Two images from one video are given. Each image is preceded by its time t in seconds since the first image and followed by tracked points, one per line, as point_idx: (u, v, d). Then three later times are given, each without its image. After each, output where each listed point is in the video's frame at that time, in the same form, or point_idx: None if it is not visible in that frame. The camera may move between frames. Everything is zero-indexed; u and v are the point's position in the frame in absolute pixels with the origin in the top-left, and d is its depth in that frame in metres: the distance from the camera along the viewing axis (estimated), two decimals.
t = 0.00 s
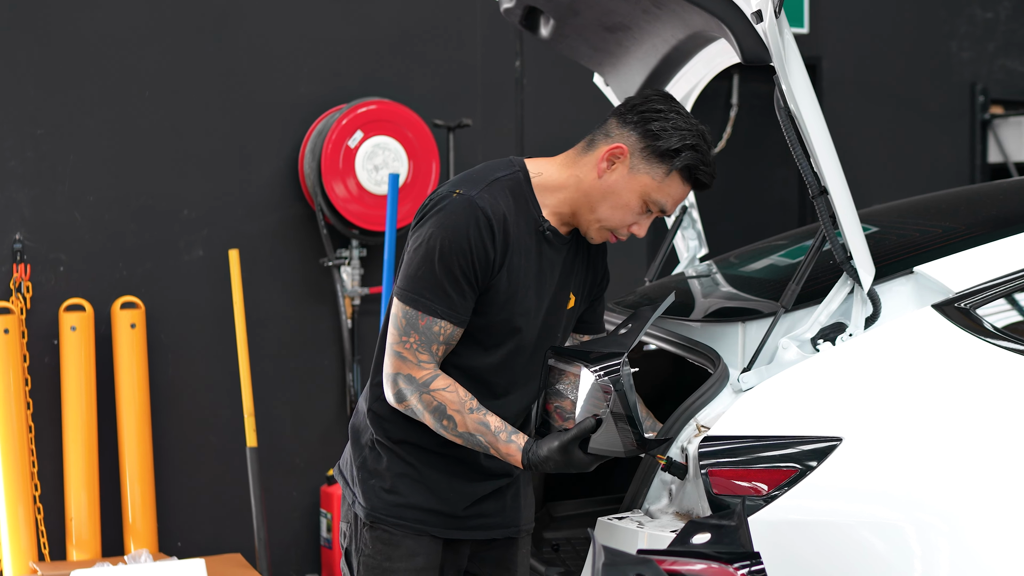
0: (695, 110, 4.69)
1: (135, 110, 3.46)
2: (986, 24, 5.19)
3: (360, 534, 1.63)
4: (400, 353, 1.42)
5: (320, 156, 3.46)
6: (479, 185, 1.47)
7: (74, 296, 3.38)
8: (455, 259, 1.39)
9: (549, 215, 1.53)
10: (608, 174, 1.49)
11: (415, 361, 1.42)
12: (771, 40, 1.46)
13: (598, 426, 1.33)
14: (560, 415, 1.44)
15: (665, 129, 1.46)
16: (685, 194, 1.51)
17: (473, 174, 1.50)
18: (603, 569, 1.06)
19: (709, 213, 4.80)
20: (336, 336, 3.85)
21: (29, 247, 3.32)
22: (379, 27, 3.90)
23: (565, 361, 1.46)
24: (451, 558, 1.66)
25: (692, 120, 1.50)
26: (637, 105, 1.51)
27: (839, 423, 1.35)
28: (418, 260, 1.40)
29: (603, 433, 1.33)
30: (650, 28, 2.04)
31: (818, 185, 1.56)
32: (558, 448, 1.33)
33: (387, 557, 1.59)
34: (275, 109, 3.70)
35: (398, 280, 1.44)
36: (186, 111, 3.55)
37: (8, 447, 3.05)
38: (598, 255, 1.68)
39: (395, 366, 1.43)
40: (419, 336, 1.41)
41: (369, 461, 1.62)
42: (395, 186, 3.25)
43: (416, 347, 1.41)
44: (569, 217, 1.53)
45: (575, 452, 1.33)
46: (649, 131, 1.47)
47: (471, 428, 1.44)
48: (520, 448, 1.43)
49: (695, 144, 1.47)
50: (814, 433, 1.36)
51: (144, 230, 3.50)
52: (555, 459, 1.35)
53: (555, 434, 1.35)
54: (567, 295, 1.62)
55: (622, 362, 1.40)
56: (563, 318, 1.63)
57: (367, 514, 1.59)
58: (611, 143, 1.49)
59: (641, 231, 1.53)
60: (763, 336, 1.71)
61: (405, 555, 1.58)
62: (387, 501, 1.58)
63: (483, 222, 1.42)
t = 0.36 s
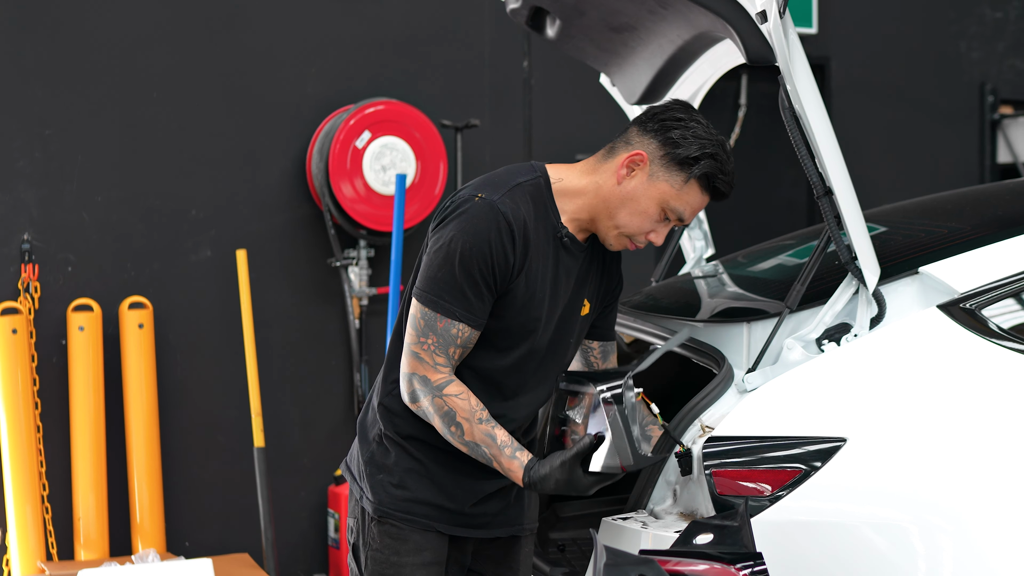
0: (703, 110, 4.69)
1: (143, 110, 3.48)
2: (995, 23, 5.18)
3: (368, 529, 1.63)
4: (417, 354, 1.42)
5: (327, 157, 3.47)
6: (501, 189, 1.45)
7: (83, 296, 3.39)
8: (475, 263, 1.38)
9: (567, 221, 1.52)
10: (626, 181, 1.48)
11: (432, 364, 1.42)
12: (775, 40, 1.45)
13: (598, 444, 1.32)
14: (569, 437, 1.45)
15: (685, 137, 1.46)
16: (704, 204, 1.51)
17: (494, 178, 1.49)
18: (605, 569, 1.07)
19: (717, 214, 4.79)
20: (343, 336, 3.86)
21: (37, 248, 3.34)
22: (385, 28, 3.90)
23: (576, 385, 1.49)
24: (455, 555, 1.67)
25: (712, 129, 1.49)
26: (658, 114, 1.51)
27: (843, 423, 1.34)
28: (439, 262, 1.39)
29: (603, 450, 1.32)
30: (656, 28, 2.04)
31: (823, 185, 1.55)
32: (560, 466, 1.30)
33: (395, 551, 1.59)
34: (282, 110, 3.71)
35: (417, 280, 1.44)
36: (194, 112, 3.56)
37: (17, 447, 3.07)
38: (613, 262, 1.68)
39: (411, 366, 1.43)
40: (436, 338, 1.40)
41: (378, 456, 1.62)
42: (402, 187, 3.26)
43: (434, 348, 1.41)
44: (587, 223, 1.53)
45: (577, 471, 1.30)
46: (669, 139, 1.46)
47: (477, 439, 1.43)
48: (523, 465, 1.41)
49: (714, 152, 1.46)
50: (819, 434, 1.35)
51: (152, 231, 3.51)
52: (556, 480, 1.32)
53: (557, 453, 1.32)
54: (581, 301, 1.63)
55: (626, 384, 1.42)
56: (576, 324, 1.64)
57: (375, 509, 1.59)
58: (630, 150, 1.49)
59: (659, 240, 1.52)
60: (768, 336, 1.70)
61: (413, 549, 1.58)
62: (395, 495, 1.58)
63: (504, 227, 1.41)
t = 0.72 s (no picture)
0: (715, 109, 4.68)
1: (155, 111, 3.50)
2: (1009, 23, 5.15)
3: (373, 526, 1.64)
4: (417, 352, 1.41)
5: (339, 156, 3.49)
6: (511, 193, 1.46)
7: (95, 296, 3.42)
8: (480, 265, 1.38)
9: (577, 224, 1.51)
10: (638, 187, 1.47)
11: (430, 363, 1.40)
12: (783, 39, 1.46)
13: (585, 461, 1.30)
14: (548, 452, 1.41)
15: (697, 144, 1.44)
16: (716, 213, 1.49)
17: (506, 181, 1.49)
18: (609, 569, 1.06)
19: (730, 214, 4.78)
20: (355, 336, 3.87)
21: (50, 248, 3.36)
22: (396, 28, 3.91)
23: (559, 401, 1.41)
24: (460, 552, 1.67)
25: (725, 136, 1.48)
26: (672, 119, 1.49)
27: (851, 423, 1.34)
28: (444, 262, 1.39)
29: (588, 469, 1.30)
30: (666, 28, 2.04)
31: (831, 185, 1.54)
32: (546, 480, 1.29)
33: (399, 548, 1.60)
34: (292, 110, 3.72)
35: (422, 279, 1.43)
36: (205, 112, 3.58)
37: (29, 446, 3.09)
38: (627, 266, 1.67)
39: (410, 363, 1.42)
40: (437, 337, 1.40)
41: (383, 453, 1.63)
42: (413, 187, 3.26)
43: (434, 347, 1.40)
44: (598, 227, 1.52)
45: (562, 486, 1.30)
46: (681, 145, 1.45)
47: (467, 444, 1.41)
48: (507, 477, 1.38)
49: (726, 160, 1.45)
50: (827, 433, 1.35)
51: (164, 231, 3.53)
52: (540, 493, 1.31)
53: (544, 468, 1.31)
54: (591, 305, 1.62)
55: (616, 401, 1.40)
56: (586, 329, 1.64)
57: (379, 505, 1.60)
58: (642, 156, 1.47)
59: (670, 247, 1.51)
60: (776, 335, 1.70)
61: (417, 546, 1.59)
62: (399, 492, 1.59)
63: (511, 232, 1.41)
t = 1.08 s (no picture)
0: (720, 109, 4.68)
1: (159, 110, 3.50)
2: (1015, 22, 5.13)
3: (372, 527, 1.64)
4: (434, 397, 1.43)
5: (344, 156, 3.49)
6: (501, 223, 1.43)
7: (100, 295, 3.43)
8: (478, 305, 1.38)
9: (569, 244, 1.49)
10: (621, 205, 1.43)
11: (450, 404, 1.44)
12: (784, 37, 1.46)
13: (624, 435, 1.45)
14: (583, 446, 1.56)
15: (677, 159, 1.38)
16: (709, 227, 1.45)
17: (494, 208, 1.46)
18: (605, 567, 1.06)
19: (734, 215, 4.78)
20: (359, 335, 3.88)
21: (55, 247, 3.37)
22: (399, 28, 3.91)
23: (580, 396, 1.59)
24: (458, 551, 1.68)
25: (709, 146, 1.41)
26: (653, 132, 1.44)
27: (851, 422, 1.34)
28: (446, 305, 1.39)
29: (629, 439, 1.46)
30: (669, 27, 2.03)
31: (831, 183, 1.54)
32: (595, 467, 1.41)
33: (398, 549, 1.60)
34: (296, 109, 3.73)
35: (425, 318, 1.44)
36: (209, 112, 3.59)
37: (34, 445, 3.10)
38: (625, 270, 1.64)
39: (430, 409, 1.45)
40: (451, 378, 1.42)
41: (381, 455, 1.63)
42: (417, 186, 3.27)
43: (450, 389, 1.43)
44: (589, 245, 1.50)
45: (610, 465, 1.43)
46: (662, 162, 1.39)
47: (509, 465, 1.48)
48: (560, 482, 1.46)
49: (709, 173, 1.38)
50: (827, 433, 1.35)
51: (168, 230, 3.54)
52: (592, 482, 1.43)
53: (588, 458, 1.43)
54: (586, 313, 1.62)
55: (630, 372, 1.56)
56: (583, 336, 1.63)
57: (378, 507, 1.60)
58: (625, 172, 1.43)
59: (663, 260, 1.47)
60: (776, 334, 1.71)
61: (416, 547, 1.59)
62: (398, 494, 1.59)
63: (506, 267, 1.40)
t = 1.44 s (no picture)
0: (723, 108, 4.68)
1: (162, 110, 3.51)
2: (1021, 21, 5.12)
3: (368, 525, 1.64)
4: (436, 408, 1.44)
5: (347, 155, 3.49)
6: (493, 232, 1.43)
7: (103, 294, 3.43)
8: (472, 315, 1.39)
9: (562, 250, 1.49)
10: (609, 213, 1.43)
11: (452, 415, 1.45)
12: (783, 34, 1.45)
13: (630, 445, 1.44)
14: (593, 449, 1.58)
15: (663, 167, 1.37)
16: (699, 233, 1.45)
17: (484, 215, 1.46)
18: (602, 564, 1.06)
19: (738, 215, 4.77)
20: (361, 334, 3.88)
21: (58, 246, 3.38)
22: (401, 27, 3.91)
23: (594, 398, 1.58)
24: (455, 550, 1.68)
25: (695, 153, 1.40)
26: (640, 138, 1.43)
27: (849, 421, 1.34)
28: (441, 316, 1.40)
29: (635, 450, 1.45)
30: (669, 26, 2.03)
31: (830, 182, 1.54)
32: (599, 476, 1.43)
33: (393, 547, 1.60)
34: (298, 108, 3.73)
35: (422, 328, 1.45)
36: (211, 111, 3.59)
37: (36, 444, 3.10)
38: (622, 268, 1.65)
39: (432, 419, 1.46)
40: (451, 388, 1.43)
41: (376, 453, 1.63)
42: (419, 186, 3.27)
43: (450, 400, 1.44)
44: (581, 252, 1.50)
45: (615, 474, 1.44)
46: (648, 170, 1.38)
47: (513, 473, 1.50)
48: (564, 488, 1.48)
49: (694, 181, 1.38)
50: (825, 432, 1.35)
51: (171, 229, 3.54)
52: (597, 490, 1.44)
53: (593, 466, 1.44)
54: (583, 314, 1.62)
55: (638, 378, 1.52)
56: (581, 336, 1.64)
57: (374, 505, 1.60)
58: (612, 179, 1.42)
59: (654, 266, 1.47)
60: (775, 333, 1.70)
61: (411, 545, 1.59)
62: (393, 492, 1.59)
63: (500, 277, 1.40)
